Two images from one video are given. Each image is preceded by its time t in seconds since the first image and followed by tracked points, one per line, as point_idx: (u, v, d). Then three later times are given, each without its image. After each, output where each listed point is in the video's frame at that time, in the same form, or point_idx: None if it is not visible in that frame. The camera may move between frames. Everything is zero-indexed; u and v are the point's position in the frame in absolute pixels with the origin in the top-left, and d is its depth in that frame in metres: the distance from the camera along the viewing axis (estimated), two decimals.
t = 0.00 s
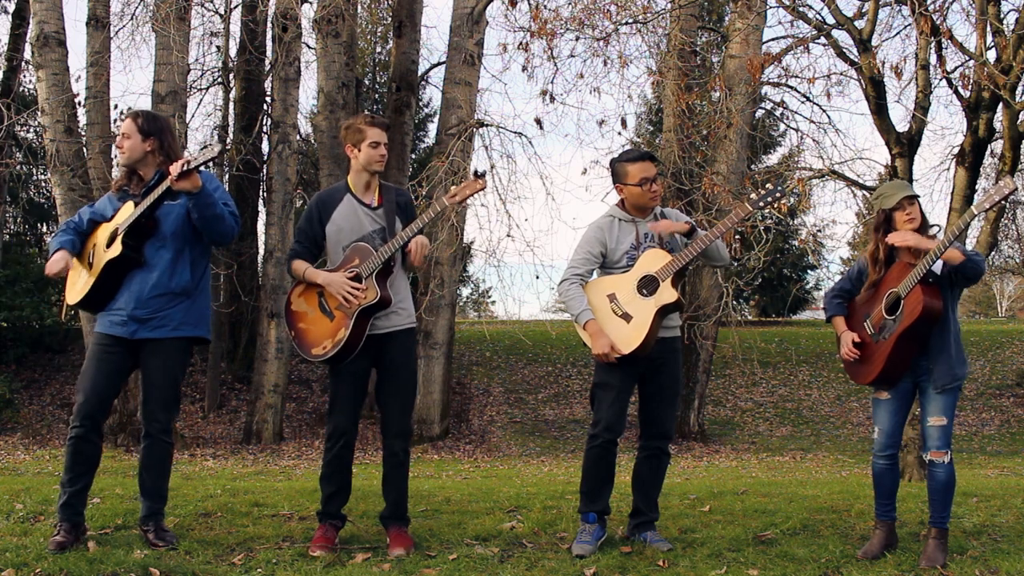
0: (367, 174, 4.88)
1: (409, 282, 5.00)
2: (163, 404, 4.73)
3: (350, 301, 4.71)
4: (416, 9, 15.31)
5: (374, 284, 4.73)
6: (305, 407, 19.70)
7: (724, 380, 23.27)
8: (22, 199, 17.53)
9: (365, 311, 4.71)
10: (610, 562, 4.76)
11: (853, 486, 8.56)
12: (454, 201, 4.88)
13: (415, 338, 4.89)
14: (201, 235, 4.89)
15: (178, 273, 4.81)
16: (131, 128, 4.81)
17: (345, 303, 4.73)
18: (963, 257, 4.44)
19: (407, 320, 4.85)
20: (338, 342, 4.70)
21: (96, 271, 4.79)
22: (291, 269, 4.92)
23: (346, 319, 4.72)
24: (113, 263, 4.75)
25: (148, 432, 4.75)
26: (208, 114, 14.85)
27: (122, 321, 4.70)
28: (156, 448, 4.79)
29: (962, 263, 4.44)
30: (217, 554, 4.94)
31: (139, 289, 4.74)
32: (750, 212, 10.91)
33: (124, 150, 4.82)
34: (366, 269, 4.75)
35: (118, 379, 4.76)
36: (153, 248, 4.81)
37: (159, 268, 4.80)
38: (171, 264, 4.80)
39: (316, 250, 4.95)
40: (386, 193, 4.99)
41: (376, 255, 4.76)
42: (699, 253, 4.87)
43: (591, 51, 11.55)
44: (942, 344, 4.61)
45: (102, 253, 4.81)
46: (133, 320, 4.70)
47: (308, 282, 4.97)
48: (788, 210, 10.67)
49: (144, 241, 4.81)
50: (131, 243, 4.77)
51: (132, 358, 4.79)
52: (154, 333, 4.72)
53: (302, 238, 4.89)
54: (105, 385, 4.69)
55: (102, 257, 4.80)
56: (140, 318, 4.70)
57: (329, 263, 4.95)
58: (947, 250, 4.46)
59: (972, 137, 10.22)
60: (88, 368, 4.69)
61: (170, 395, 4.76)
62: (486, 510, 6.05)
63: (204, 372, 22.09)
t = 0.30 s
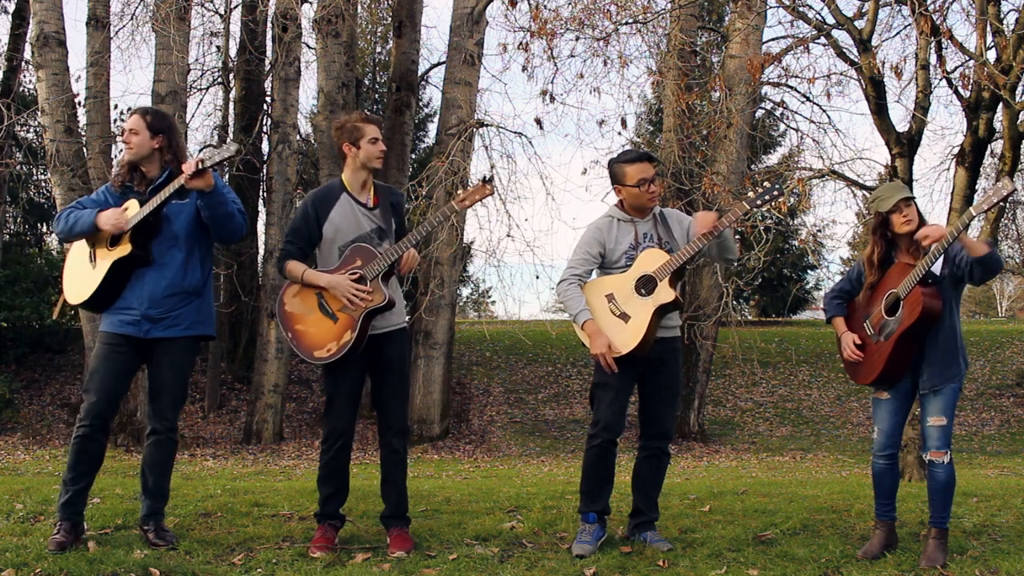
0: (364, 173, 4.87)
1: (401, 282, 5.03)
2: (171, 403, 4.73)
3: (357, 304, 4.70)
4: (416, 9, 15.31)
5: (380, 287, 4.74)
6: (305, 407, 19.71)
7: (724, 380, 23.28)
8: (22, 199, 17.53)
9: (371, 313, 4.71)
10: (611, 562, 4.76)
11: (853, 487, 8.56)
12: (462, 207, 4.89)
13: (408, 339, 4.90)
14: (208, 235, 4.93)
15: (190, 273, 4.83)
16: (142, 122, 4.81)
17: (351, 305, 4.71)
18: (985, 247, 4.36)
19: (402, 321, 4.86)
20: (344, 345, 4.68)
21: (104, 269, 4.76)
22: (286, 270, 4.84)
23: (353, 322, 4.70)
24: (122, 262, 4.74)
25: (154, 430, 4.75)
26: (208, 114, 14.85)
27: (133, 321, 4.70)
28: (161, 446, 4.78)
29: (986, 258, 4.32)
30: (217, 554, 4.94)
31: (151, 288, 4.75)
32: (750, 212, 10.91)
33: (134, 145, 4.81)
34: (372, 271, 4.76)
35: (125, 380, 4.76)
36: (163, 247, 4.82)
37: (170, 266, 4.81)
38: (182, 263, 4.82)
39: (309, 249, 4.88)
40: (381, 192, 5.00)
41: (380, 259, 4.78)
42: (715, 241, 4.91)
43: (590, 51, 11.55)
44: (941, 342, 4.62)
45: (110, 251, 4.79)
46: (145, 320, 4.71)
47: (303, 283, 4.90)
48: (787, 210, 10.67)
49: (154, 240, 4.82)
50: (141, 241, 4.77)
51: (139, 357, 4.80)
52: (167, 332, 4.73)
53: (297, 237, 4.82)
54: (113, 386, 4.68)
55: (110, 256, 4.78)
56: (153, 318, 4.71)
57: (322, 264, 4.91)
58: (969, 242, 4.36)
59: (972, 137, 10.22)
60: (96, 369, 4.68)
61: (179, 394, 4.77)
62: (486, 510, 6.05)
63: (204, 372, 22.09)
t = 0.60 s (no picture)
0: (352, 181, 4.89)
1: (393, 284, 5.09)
2: (174, 404, 4.74)
3: (360, 303, 4.71)
4: (416, 10, 15.32)
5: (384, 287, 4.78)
6: (305, 407, 19.71)
7: (724, 380, 23.28)
8: (22, 198, 17.53)
9: (373, 313, 4.74)
10: (610, 562, 4.76)
11: (853, 486, 8.56)
12: (458, 202, 4.90)
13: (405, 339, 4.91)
14: (206, 240, 5.00)
15: (193, 279, 4.88)
16: (151, 126, 4.79)
17: (354, 305, 4.71)
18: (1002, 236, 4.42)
19: (397, 325, 4.87)
20: (349, 346, 4.68)
21: (110, 274, 4.72)
22: (283, 277, 4.79)
23: (357, 321, 4.71)
24: (128, 268, 4.72)
25: (155, 430, 4.76)
26: (208, 114, 14.84)
27: (140, 326, 4.69)
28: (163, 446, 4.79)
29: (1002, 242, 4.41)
30: (217, 554, 4.94)
31: (157, 293, 4.75)
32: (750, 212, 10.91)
33: (144, 149, 4.77)
34: (371, 271, 4.78)
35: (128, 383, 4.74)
36: (168, 252, 4.84)
37: (175, 271, 4.83)
38: (187, 269, 4.86)
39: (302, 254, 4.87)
40: (370, 198, 5.03)
41: (378, 259, 4.81)
42: (728, 234, 4.85)
43: (590, 51, 11.55)
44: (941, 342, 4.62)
45: (115, 256, 4.76)
46: (152, 325, 4.71)
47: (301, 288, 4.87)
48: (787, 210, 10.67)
49: (156, 245, 4.81)
50: (145, 246, 4.76)
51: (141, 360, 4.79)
52: (173, 337, 4.75)
53: (291, 243, 4.80)
54: (117, 390, 4.68)
55: (115, 261, 4.74)
56: (160, 322, 4.72)
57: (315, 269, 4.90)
58: (989, 227, 4.41)
59: (972, 137, 10.22)
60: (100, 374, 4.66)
61: (181, 395, 4.77)
62: (486, 510, 6.05)
63: (204, 372, 22.09)
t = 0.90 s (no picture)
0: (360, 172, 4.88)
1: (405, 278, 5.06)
2: (172, 404, 4.76)
3: (362, 294, 4.71)
4: (416, 10, 15.32)
5: (385, 276, 4.78)
6: (305, 407, 19.70)
7: (724, 380, 23.27)
8: (22, 198, 17.53)
9: (375, 305, 4.73)
10: (610, 562, 4.76)
11: (854, 486, 8.56)
12: (460, 191, 4.86)
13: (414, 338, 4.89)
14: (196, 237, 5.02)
15: (188, 278, 4.89)
16: (147, 124, 4.78)
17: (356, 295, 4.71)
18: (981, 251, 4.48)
19: (404, 319, 4.85)
20: (351, 337, 4.67)
21: (109, 273, 4.69)
22: (290, 267, 4.82)
23: (358, 313, 4.71)
24: (127, 267, 4.70)
25: (152, 429, 4.77)
26: (208, 114, 14.84)
27: (139, 326, 4.68)
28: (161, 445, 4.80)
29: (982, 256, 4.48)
30: (217, 554, 4.94)
31: (156, 293, 4.74)
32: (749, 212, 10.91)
33: (141, 149, 4.76)
34: (375, 261, 4.76)
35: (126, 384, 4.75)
36: (163, 252, 4.83)
37: (172, 270, 4.84)
38: (182, 268, 4.87)
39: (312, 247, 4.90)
40: (381, 189, 5.01)
41: (381, 248, 4.78)
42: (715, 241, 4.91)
43: (590, 51, 11.55)
44: (943, 342, 4.63)
45: (113, 256, 4.73)
46: (152, 324, 4.70)
47: (308, 280, 4.88)
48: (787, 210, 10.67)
49: (152, 244, 4.79)
50: (143, 245, 4.75)
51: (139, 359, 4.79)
52: (172, 335, 4.76)
53: (301, 235, 4.85)
54: (115, 391, 4.68)
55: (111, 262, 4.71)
56: (160, 322, 4.72)
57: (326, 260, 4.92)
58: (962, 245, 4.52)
59: (972, 137, 10.22)
60: (97, 377, 4.66)
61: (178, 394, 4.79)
62: (486, 510, 6.05)
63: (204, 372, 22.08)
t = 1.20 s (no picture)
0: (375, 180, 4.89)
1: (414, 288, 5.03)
2: (160, 402, 4.77)
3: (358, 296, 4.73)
4: (416, 9, 15.31)
5: (380, 281, 4.74)
6: (305, 407, 19.71)
7: (724, 380, 23.27)
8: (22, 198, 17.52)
9: (370, 307, 4.72)
10: (610, 562, 4.76)
11: (854, 486, 8.56)
12: (461, 194, 4.86)
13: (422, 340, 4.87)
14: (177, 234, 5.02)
15: (170, 275, 4.90)
16: (128, 118, 4.77)
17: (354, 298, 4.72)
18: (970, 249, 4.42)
19: (410, 324, 4.83)
20: (343, 339, 4.66)
21: (93, 269, 4.66)
22: (301, 271, 4.89)
23: (354, 314, 4.70)
24: (111, 264, 4.67)
25: (143, 428, 4.79)
26: (208, 114, 14.83)
27: (123, 324, 4.67)
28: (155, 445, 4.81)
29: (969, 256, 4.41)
30: (217, 554, 4.94)
31: (140, 291, 4.73)
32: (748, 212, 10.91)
33: (125, 144, 4.75)
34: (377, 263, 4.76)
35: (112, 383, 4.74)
36: (146, 249, 4.82)
37: (155, 267, 4.83)
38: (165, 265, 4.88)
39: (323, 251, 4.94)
40: (395, 197, 4.99)
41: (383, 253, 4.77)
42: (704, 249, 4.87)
43: (590, 51, 11.56)
44: (943, 343, 4.61)
45: (95, 253, 4.69)
46: (136, 322, 4.70)
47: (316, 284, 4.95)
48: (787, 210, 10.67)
49: (136, 242, 4.78)
50: (128, 242, 4.73)
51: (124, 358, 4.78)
52: (156, 333, 4.76)
53: (313, 239, 4.88)
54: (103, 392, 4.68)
55: (94, 259, 4.68)
56: (144, 320, 4.72)
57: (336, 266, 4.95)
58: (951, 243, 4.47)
59: (972, 137, 10.22)
60: (82, 378, 4.64)
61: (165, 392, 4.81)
62: (486, 510, 6.05)
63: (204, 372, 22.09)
